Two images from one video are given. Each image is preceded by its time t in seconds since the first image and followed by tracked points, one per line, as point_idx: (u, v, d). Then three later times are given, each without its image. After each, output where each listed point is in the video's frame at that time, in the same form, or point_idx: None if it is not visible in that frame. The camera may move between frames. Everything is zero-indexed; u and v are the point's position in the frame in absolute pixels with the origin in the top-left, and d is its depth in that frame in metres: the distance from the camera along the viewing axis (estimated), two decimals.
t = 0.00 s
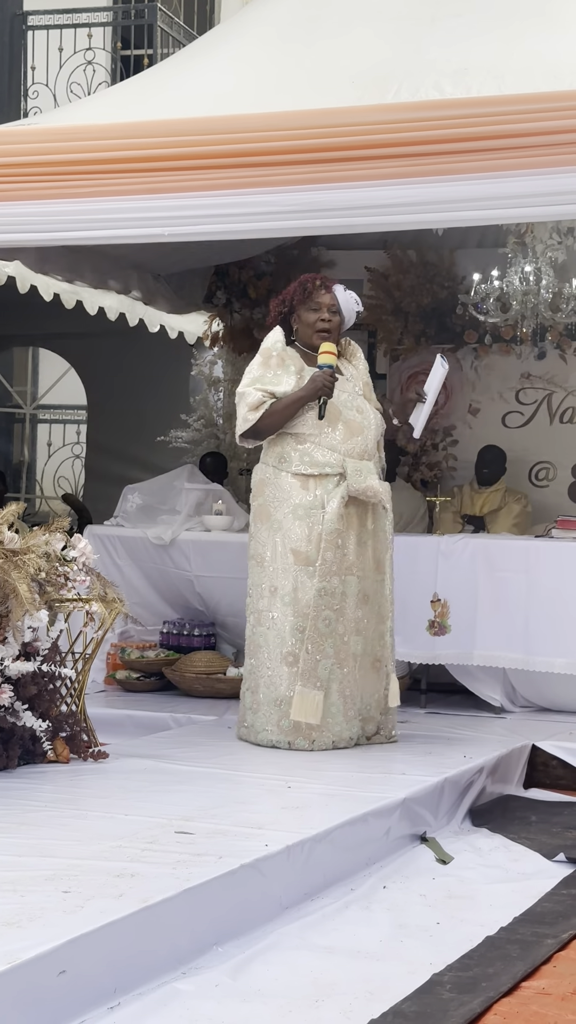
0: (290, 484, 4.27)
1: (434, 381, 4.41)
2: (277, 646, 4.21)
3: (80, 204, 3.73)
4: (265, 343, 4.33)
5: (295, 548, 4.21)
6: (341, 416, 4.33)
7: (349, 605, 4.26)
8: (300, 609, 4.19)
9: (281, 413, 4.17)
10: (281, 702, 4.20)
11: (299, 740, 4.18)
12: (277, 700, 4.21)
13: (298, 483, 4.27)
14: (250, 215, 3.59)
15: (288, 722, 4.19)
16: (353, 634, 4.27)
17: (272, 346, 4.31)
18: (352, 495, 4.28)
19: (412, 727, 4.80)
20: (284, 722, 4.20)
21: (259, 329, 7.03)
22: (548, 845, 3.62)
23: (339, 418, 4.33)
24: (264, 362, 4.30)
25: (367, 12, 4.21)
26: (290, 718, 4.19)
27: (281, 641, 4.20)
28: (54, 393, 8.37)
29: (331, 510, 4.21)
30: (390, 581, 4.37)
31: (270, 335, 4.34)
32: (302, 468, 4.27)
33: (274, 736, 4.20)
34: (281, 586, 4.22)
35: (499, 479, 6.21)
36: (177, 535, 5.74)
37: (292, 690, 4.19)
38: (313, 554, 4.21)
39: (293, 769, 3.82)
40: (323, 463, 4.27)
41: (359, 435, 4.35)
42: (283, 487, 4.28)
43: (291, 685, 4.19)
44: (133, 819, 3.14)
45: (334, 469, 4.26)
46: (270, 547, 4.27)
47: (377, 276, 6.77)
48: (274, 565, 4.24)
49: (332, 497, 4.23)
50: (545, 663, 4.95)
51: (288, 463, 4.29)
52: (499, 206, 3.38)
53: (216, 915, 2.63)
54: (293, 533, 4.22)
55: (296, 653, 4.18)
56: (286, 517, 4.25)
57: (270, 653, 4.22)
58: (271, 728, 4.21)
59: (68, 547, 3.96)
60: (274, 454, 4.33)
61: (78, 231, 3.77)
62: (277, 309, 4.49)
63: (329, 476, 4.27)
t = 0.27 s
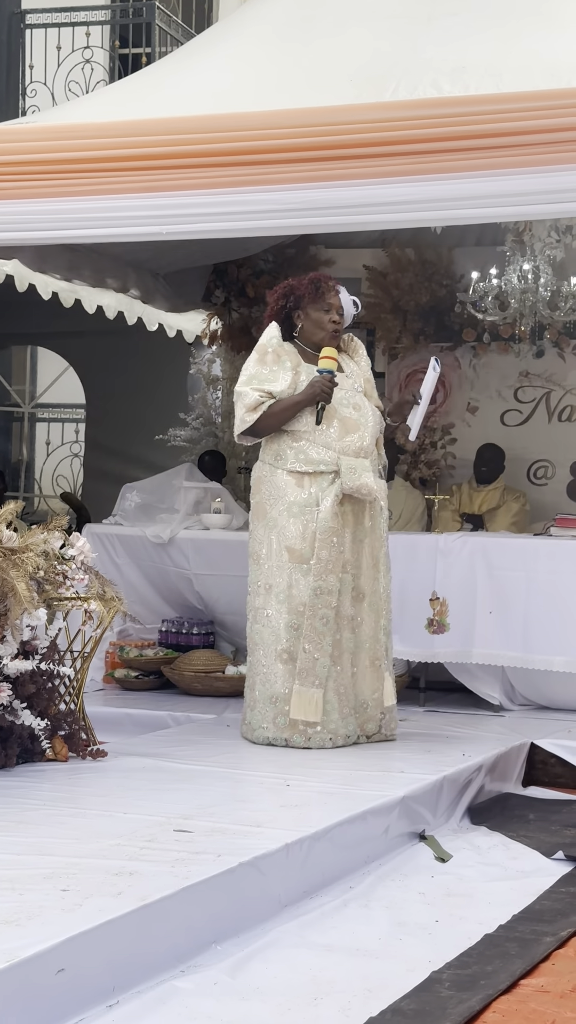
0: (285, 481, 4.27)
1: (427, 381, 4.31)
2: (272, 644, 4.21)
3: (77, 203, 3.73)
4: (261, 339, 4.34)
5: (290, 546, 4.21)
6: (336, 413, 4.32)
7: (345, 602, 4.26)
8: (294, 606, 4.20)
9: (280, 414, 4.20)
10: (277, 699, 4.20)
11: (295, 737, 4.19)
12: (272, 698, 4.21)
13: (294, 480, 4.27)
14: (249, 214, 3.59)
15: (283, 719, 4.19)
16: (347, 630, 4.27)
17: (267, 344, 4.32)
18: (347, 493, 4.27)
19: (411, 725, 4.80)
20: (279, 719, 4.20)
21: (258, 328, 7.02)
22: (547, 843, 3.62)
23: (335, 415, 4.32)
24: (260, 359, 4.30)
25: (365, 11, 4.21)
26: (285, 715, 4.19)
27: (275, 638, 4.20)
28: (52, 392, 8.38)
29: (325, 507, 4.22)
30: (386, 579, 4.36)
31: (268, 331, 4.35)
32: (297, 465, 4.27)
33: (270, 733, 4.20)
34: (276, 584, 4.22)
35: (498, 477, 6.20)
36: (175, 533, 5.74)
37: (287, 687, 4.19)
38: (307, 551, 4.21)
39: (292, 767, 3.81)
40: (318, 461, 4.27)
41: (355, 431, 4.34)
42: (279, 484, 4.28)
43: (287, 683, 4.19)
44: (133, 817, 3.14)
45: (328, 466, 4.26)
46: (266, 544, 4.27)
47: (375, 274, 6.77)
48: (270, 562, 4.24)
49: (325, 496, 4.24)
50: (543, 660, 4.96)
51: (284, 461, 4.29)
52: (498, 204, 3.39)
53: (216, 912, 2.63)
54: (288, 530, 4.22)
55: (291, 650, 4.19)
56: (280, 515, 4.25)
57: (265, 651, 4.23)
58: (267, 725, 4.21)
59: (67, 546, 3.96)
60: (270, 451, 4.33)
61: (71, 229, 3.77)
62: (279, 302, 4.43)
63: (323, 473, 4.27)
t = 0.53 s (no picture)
0: (287, 480, 4.27)
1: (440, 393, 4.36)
2: (273, 642, 4.21)
3: (75, 200, 3.73)
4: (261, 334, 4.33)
5: (292, 544, 4.22)
6: (338, 411, 4.32)
7: (346, 601, 4.26)
8: (296, 604, 4.20)
9: (281, 411, 4.20)
10: (277, 698, 4.20)
11: (295, 735, 4.18)
12: (272, 696, 4.21)
13: (295, 478, 4.27)
14: (247, 212, 3.59)
15: (283, 717, 4.19)
16: (349, 628, 4.27)
17: (269, 339, 4.31)
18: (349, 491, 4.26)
19: (409, 723, 4.80)
20: (279, 717, 4.20)
21: (257, 326, 7.02)
22: (545, 840, 3.62)
23: (336, 413, 4.32)
24: (262, 355, 4.29)
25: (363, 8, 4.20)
26: (285, 713, 4.19)
27: (276, 636, 4.20)
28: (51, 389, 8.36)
29: (328, 506, 4.21)
30: (386, 577, 4.35)
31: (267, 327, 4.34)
32: (299, 463, 4.27)
33: (269, 731, 4.20)
34: (277, 582, 4.22)
35: (496, 475, 6.20)
36: (174, 532, 5.73)
37: (288, 685, 4.19)
38: (309, 549, 4.21)
39: (290, 765, 3.81)
40: (320, 459, 4.26)
41: (356, 430, 4.34)
42: (280, 482, 4.28)
43: (287, 681, 4.19)
44: (131, 815, 3.14)
45: (330, 465, 4.26)
46: (267, 542, 4.27)
47: (374, 272, 6.76)
48: (271, 561, 4.25)
49: (328, 494, 4.23)
50: (541, 659, 4.96)
51: (285, 459, 4.29)
52: (496, 202, 3.39)
53: (215, 910, 2.64)
54: (290, 528, 4.23)
55: (292, 648, 4.18)
56: (282, 513, 4.25)
57: (265, 649, 4.23)
58: (267, 723, 4.21)
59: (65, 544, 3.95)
60: (271, 449, 4.33)
61: (70, 227, 3.77)
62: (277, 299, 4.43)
63: (325, 472, 4.27)
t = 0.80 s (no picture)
0: (288, 477, 4.27)
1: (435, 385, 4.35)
2: (274, 640, 4.20)
3: (73, 198, 3.72)
4: (263, 330, 4.33)
5: (293, 541, 4.22)
6: (337, 408, 4.34)
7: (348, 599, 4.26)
8: (297, 601, 4.19)
9: (281, 406, 4.19)
10: (277, 696, 4.20)
11: (295, 733, 4.18)
12: (272, 693, 4.21)
13: (296, 476, 4.26)
14: (245, 210, 3.59)
15: (283, 716, 4.19)
16: (351, 627, 4.28)
17: (270, 335, 4.31)
18: (350, 489, 4.27)
19: (408, 721, 4.80)
20: (279, 715, 4.19)
21: (255, 324, 7.04)
22: (544, 838, 3.62)
23: (336, 411, 4.33)
24: (263, 351, 4.30)
25: (361, 6, 4.20)
26: (286, 711, 4.19)
27: (277, 634, 4.20)
28: (50, 387, 8.34)
29: (331, 504, 4.21)
30: (386, 576, 4.38)
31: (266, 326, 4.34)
32: (300, 461, 4.26)
33: (270, 729, 4.19)
34: (278, 580, 4.22)
35: (495, 472, 6.21)
36: (173, 530, 5.73)
37: (289, 682, 4.19)
38: (311, 547, 4.22)
39: (289, 763, 3.82)
40: (321, 457, 4.26)
41: (357, 428, 4.35)
42: (281, 480, 4.28)
43: (288, 678, 4.19)
44: (129, 812, 3.14)
45: (331, 462, 4.26)
46: (267, 540, 4.26)
47: (372, 270, 6.76)
48: (272, 558, 4.24)
49: (330, 492, 4.23)
50: (541, 656, 4.96)
51: (286, 457, 4.29)
52: (494, 199, 3.39)
53: (214, 908, 2.64)
54: (291, 526, 4.23)
55: (293, 646, 4.18)
56: (283, 510, 4.25)
57: (266, 647, 4.23)
58: (267, 721, 4.20)
59: (63, 542, 3.95)
60: (272, 447, 4.32)
61: (69, 225, 3.77)
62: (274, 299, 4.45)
63: (326, 470, 4.26)
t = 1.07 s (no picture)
0: (286, 475, 4.27)
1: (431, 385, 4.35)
2: (273, 638, 4.20)
3: (72, 197, 3.72)
4: (261, 330, 4.34)
5: (291, 539, 4.22)
6: (336, 406, 4.33)
7: (347, 597, 4.26)
8: (295, 599, 4.20)
9: (279, 407, 4.19)
10: (276, 694, 4.20)
11: (294, 732, 4.19)
12: (271, 692, 4.21)
13: (294, 474, 4.26)
14: (244, 208, 3.59)
15: (282, 714, 4.19)
16: (350, 625, 4.28)
17: (267, 335, 4.31)
18: (349, 487, 4.27)
19: (407, 719, 4.80)
20: (278, 713, 4.20)
21: (253, 322, 7.04)
22: (543, 836, 3.62)
23: (335, 409, 4.33)
24: (260, 351, 4.30)
25: (361, 4, 4.20)
26: (285, 709, 4.19)
27: (276, 632, 4.20)
28: (49, 385, 8.37)
29: (329, 502, 4.22)
30: (386, 573, 4.38)
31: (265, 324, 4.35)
32: (298, 459, 4.26)
33: (268, 728, 4.20)
34: (277, 578, 4.21)
35: (494, 471, 6.22)
36: (172, 527, 5.73)
37: (287, 680, 4.19)
38: (309, 545, 4.22)
39: (289, 761, 3.82)
40: (319, 455, 4.26)
41: (355, 426, 4.35)
42: (279, 478, 4.27)
43: (287, 676, 4.19)
44: (129, 811, 3.14)
45: (329, 461, 4.26)
46: (265, 538, 4.26)
47: (371, 268, 6.77)
48: (270, 557, 4.24)
49: (329, 491, 4.23)
50: (540, 654, 4.96)
51: (284, 455, 4.29)
52: (493, 198, 3.39)
53: (214, 906, 2.64)
54: (289, 524, 4.23)
55: (292, 644, 4.18)
56: (281, 509, 4.25)
57: (264, 644, 4.23)
58: (266, 720, 4.21)
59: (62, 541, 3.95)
60: (270, 445, 4.32)
61: (68, 223, 3.77)
62: (272, 297, 4.45)
63: (325, 469, 4.27)
